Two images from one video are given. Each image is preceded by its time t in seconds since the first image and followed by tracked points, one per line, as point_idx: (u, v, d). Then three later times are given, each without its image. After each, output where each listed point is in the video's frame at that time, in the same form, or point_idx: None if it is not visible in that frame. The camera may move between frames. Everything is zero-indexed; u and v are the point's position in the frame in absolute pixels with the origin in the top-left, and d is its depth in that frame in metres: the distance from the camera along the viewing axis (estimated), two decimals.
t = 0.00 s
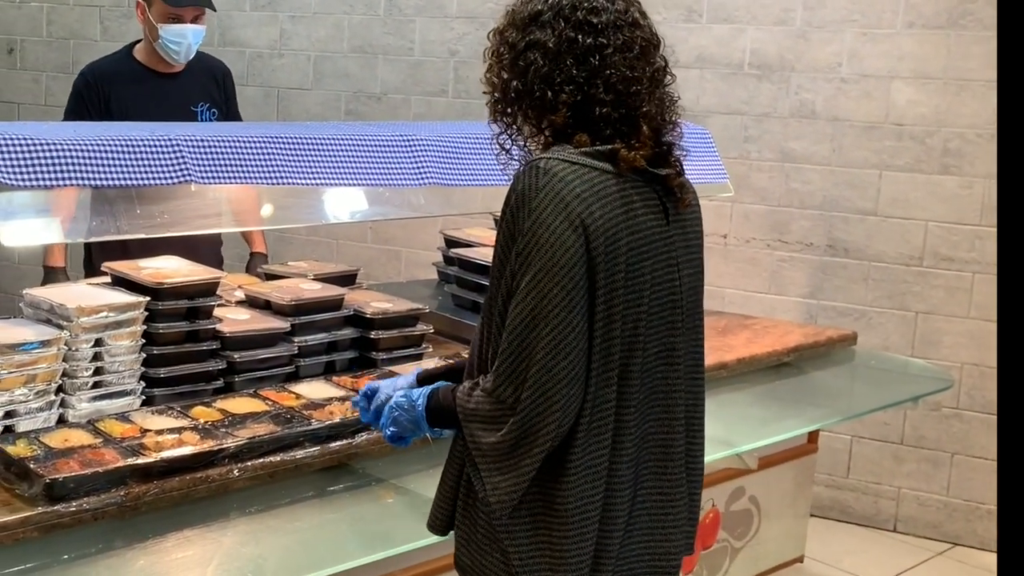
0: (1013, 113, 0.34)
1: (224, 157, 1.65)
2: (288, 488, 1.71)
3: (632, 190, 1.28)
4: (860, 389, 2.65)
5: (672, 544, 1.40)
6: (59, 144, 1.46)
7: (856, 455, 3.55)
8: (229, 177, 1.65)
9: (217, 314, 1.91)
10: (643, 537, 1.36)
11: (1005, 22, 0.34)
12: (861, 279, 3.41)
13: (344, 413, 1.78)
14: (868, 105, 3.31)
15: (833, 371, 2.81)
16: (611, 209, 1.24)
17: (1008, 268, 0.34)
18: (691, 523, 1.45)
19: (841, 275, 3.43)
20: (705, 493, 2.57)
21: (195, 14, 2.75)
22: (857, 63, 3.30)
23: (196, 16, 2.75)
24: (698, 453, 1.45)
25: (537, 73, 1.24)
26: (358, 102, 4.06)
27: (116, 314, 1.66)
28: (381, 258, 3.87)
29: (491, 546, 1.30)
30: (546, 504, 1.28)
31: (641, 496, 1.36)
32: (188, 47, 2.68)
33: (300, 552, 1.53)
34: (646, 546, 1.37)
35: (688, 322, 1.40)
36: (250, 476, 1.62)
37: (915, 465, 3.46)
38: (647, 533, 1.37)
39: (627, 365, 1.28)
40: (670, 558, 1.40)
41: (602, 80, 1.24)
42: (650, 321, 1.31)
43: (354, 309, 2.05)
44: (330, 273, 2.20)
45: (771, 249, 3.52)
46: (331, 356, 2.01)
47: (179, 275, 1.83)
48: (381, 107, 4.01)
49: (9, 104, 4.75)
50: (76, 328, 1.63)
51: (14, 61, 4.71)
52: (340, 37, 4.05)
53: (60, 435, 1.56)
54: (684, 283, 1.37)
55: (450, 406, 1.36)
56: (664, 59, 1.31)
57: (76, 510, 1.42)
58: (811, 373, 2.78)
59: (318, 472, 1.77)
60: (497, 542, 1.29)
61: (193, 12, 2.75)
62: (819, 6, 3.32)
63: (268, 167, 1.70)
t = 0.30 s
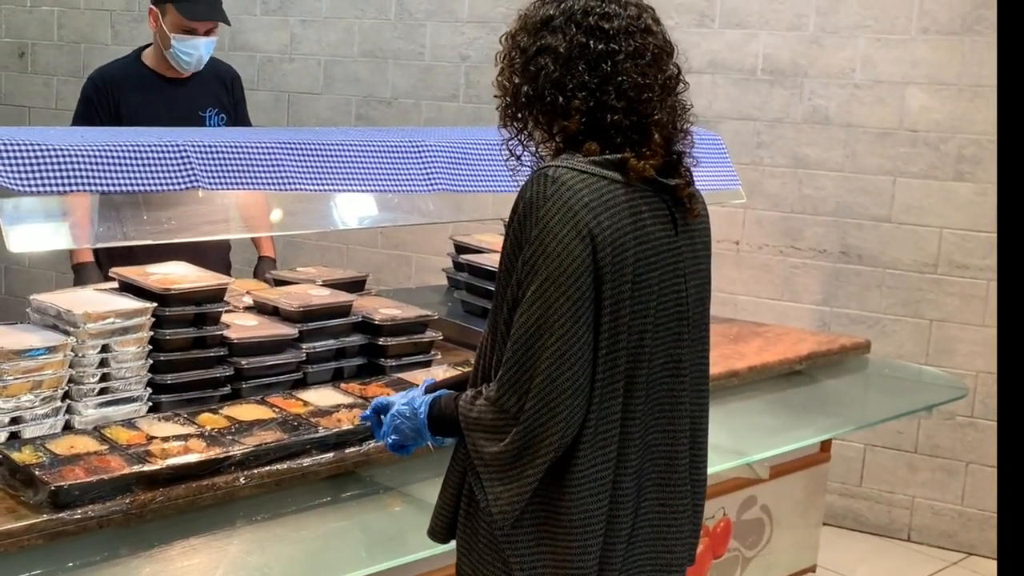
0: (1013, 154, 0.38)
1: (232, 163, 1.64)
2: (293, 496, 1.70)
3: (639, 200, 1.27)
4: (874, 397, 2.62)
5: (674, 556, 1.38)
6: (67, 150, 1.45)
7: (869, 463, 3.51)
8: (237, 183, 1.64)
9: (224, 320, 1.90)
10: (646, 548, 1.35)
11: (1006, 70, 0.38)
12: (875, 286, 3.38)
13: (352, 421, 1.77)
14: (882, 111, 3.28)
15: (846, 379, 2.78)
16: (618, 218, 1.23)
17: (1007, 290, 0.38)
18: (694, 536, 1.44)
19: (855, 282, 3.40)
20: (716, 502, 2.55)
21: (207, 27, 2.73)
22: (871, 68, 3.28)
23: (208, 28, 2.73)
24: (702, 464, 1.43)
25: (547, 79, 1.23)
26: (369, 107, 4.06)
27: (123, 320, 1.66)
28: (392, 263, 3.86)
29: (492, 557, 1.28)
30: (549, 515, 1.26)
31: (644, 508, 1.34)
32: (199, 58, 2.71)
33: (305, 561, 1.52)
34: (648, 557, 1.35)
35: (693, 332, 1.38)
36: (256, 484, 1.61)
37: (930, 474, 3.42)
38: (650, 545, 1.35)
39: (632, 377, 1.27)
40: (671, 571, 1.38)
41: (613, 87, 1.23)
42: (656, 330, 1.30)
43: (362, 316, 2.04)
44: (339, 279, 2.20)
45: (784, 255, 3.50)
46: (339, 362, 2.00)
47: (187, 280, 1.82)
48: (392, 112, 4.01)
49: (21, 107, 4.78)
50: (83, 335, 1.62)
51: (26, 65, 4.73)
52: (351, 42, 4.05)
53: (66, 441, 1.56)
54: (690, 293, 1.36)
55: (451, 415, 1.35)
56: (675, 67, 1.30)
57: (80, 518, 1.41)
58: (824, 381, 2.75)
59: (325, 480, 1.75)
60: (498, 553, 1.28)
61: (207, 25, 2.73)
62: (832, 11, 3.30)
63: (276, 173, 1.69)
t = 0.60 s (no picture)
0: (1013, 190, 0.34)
1: (231, 169, 1.64)
2: (294, 504, 1.69)
3: (625, 204, 1.26)
4: (880, 402, 2.61)
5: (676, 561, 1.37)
6: (67, 157, 1.45)
7: (877, 468, 3.49)
8: (236, 191, 1.63)
9: (226, 327, 1.90)
10: (647, 553, 1.34)
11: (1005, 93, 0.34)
12: (881, 291, 3.36)
13: (353, 427, 1.76)
14: (887, 115, 3.26)
15: (851, 385, 2.76)
16: (605, 222, 1.22)
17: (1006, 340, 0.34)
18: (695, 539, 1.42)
19: (861, 286, 3.39)
20: (721, 508, 2.53)
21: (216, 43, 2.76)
22: (876, 72, 3.26)
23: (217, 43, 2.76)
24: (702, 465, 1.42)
25: (532, 82, 1.22)
26: (372, 112, 4.06)
27: (123, 327, 1.65)
28: (395, 268, 3.86)
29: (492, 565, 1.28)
30: (549, 521, 1.25)
31: (642, 512, 1.33)
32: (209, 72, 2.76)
33: (307, 569, 1.51)
34: (650, 562, 1.34)
35: (686, 333, 1.37)
36: (257, 492, 1.60)
37: (937, 480, 3.40)
38: (650, 549, 1.34)
39: (625, 380, 1.26)
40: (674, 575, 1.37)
41: (598, 93, 1.22)
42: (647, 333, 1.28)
43: (365, 322, 2.03)
44: (341, 285, 2.19)
45: (789, 260, 3.48)
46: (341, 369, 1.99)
47: (188, 287, 1.82)
48: (395, 117, 4.01)
49: (25, 114, 4.79)
50: (83, 342, 1.62)
51: (29, 71, 4.74)
52: (354, 47, 4.05)
53: (66, 449, 1.55)
54: (680, 294, 1.34)
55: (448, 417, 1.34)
56: (663, 72, 1.29)
57: (80, 526, 1.40)
58: (830, 386, 2.73)
59: (326, 488, 1.74)
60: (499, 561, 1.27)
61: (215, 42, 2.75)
62: (837, 15, 3.29)
63: (276, 179, 1.69)
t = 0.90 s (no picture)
0: (1015, 202, 0.34)
1: (226, 178, 1.62)
2: (292, 515, 1.68)
3: (593, 208, 1.24)
4: (881, 406, 2.60)
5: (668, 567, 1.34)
6: (63, 167, 1.42)
7: (879, 472, 3.49)
8: (232, 199, 1.61)
9: (224, 337, 1.89)
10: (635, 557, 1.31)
11: (1006, 100, 0.34)
12: (881, 294, 3.35)
13: (352, 437, 1.75)
14: (885, 118, 3.26)
15: (853, 389, 2.75)
16: (567, 226, 1.21)
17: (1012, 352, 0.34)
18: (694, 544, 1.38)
19: (861, 290, 3.38)
20: (723, 514, 2.52)
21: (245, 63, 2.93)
22: (874, 75, 3.26)
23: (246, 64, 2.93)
24: (698, 471, 1.38)
25: (507, 90, 1.23)
26: (370, 119, 4.05)
27: (121, 338, 1.65)
28: (395, 275, 3.86)
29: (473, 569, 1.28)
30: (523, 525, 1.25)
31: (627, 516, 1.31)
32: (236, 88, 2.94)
33: None
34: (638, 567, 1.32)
35: (672, 334, 1.34)
36: (256, 503, 1.58)
37: (940, 483, 3.39)
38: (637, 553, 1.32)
39: (595, 383, 1.24)
40: None
41: (569, 101, 1.22)
42: (619, 336, 1.27)
43: (363, 330, 2.02)
44: (340, 293, 2.19)
45: (789, 264, 3.48)
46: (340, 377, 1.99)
47: (185, 297, 1.81)
48: (393, 124, 4.00)
49: (24, 123, 4.80)
50: (80, 353, 1.61)
51: (27, 80, 4.75)
52: (352, 54, 4.05)
53: (63, 461, 1.55)
54: (662, 295, 1.31)
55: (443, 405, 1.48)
56: (640, 78, 1.28)
57: (77, 539, 1.39)
58: (831, 391, 2.72)
59: (324, 498, 1.74)
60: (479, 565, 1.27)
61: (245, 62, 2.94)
62: (834, 18, 3.29)
63: (272, 187, 1.67)
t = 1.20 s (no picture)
0: (1014, 198, 0.34)
1: (216, 184, 1.60)
2: (284, 523, 1.68)
3: (550, 215, 1.25)
4: (874, 407, 2.60)
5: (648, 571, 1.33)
6: (54, 175, 1.41)
7: (873, 474, 3.49)
8: (221, 207, 1.60)
9: (215, 344, 1.89)
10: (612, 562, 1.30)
11: (1006, 98, 0.34)
12: (873, 295, 3.36)
13: (344, 444, 1.75)
14: (875, 120, 3.27)
15: (845, 392, 2.75)
16: (521, 234, 1.22)
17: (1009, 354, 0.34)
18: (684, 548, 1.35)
19: (853, 292, 3.39)
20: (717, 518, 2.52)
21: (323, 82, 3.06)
22: (863, 77, 3.27)
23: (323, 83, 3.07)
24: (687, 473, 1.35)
25: (470, 98, 1.28)
26: (361, 125, 4.05)
27: (111, 346, 1.65)
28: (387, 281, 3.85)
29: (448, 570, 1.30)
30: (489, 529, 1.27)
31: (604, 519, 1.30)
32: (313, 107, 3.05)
33: None
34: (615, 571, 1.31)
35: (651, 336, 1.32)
36: (248, 511, 1.58)
37: (934, 484, 3.39)
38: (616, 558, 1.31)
39: (556, 388, 1.24)
40: None
41: (516, 114, 1.24)
42: (583, 340, 1.26)
43: (355, 336, 2.01)
44: (332, 300, 2.18)
45: (781, 266, 3.49)
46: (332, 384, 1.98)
47: (176, 305, 1.80)
48: (384, 129, 4.00)
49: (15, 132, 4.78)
50: (70, 362, 1.61)
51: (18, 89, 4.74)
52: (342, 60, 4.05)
53: (54, 471, 1.54)
54: (631, 297, 1.30)
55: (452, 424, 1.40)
56: (604, 92, 1.27)
57: (69, 549, 1.38)
58: (823, 393, 2.73)
59: (316, 506, 1.73)
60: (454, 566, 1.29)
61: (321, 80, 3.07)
62: (823, 20, 3.30)
63: (262, 194, 1.66)
